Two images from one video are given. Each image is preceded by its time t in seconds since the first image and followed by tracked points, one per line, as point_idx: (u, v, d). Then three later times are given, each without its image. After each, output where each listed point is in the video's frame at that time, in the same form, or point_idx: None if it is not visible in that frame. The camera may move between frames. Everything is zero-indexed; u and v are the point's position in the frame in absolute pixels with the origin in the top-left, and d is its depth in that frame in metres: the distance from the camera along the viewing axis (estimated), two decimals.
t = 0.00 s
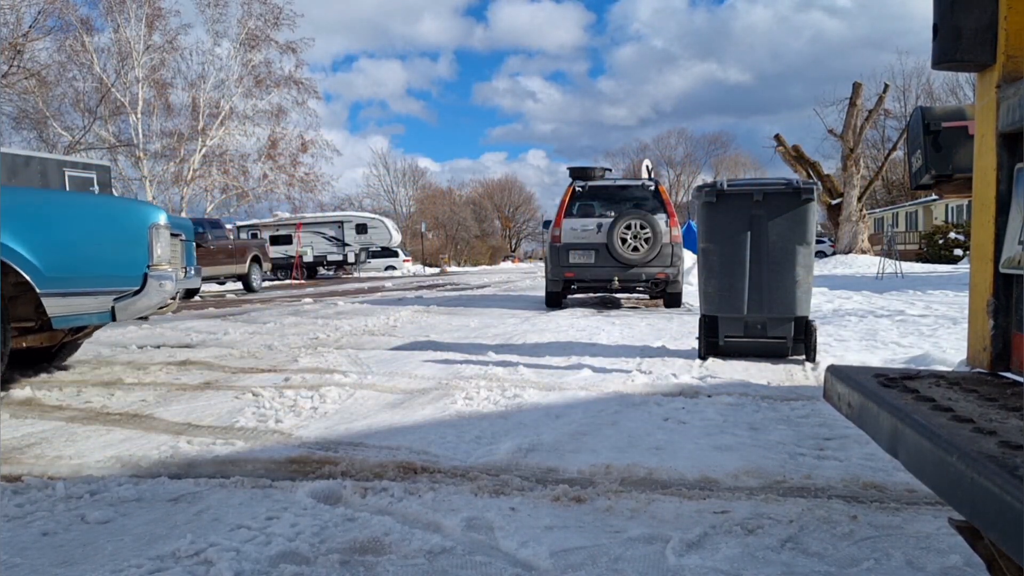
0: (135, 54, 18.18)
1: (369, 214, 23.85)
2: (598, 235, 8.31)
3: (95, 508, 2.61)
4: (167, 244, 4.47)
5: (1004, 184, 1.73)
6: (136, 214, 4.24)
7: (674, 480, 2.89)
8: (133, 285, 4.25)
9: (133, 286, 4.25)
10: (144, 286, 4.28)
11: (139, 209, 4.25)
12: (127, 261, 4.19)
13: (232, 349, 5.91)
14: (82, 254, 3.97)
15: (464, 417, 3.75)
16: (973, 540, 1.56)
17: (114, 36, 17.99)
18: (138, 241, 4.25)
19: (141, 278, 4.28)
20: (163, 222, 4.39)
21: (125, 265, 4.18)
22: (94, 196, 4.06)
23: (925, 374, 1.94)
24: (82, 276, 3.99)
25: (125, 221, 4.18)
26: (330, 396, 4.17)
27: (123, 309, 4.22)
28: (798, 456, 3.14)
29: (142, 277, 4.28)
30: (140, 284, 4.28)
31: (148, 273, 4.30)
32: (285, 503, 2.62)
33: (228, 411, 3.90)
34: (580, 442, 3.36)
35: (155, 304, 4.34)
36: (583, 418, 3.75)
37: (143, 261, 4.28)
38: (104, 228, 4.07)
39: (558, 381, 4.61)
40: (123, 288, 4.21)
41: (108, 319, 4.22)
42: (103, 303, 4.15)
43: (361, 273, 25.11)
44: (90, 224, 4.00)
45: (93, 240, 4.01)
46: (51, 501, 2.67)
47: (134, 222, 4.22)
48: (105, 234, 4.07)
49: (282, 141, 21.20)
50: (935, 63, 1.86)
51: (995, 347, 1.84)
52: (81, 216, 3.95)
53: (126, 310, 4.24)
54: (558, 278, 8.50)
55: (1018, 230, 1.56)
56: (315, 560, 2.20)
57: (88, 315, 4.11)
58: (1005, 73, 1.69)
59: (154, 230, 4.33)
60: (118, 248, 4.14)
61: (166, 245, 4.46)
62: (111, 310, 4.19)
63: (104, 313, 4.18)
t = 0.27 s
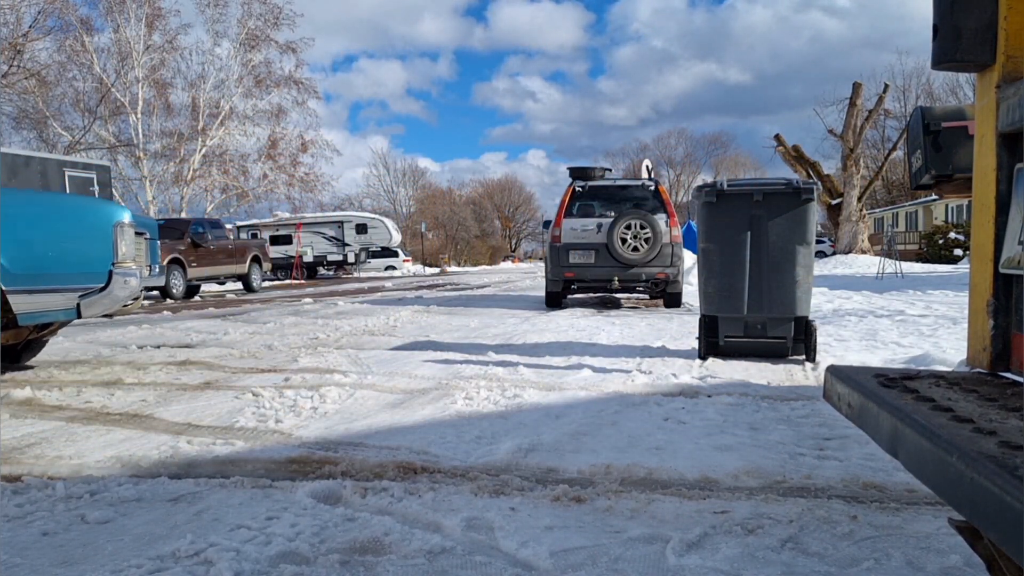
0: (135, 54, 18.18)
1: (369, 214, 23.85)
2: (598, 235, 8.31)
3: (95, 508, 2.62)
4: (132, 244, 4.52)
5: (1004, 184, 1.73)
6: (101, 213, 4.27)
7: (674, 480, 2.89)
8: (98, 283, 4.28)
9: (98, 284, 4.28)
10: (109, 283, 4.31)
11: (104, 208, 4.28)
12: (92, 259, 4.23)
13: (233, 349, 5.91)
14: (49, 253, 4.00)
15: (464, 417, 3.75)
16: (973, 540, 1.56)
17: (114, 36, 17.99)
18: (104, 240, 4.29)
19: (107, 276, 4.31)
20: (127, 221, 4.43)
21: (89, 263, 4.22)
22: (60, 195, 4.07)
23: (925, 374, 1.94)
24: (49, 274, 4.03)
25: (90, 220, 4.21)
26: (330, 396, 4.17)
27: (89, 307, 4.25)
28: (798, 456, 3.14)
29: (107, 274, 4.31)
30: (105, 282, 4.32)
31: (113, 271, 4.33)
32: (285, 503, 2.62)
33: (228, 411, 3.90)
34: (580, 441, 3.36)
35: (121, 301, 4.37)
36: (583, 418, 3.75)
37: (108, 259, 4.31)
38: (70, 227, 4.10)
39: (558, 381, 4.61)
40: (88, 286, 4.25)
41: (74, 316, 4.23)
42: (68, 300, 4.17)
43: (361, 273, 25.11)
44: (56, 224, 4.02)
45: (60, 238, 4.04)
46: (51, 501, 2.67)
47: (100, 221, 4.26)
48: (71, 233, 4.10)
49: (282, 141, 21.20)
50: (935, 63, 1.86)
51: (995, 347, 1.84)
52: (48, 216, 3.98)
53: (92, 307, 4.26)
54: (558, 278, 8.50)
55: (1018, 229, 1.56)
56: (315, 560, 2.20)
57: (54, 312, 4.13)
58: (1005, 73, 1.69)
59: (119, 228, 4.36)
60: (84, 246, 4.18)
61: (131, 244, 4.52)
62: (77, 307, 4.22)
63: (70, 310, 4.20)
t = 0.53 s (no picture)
0: (135, 54, 18.18)
1: (369, 214, 23.85)
2: (598, 235, 8.31)
3: (95, 508, 2.62)
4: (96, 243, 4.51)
5: (1004, 184, 1.73)
6: (60, 213, 4.25)
7: (674, 480, 2.89)
8: (59, 283, 4.27)
9: (59, 284, 4.27)
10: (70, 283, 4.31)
11: (65, 208, 4.27)
12: (53, 259, 4.21)
13: (233, 349, 5.91)
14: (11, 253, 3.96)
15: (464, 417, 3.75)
16: (973, 540, 1.56)
17: (114, 37, 17.99)
18: (64, 240, 4.27)
19: (69, 276, 4.31)
20: (89, 221, 4.40)
21: (50, 263, 4.20)
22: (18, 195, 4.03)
23: (925, 374, 1.94)
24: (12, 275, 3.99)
25: (50, 220, 4.19)
26: (330, 396, 4.17)
27: (53, 307, 4.23)
28: (799, 456, 3.14)
29: (69, 274, 4.31)
30: (68, 282, 4.31)
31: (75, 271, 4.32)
32: (285, 503, 2.62)
33: (228, 411, 3.90)
34: (580, 441, 3.36)
35: (84, 301, 4.37)
36: (583, 418, 3.75)
37: (69, 260, 4.30)
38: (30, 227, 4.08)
39: (558, 381, 4.61)
40: (49, 286, 4.23)
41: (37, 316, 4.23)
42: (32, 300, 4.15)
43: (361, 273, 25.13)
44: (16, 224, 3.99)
45: (20, 239, 4.01)
46: (51, 501, 2.67)
47: (60, 221, 4.25)
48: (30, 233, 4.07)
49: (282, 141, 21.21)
50: (935, 63, 1.86)
51: (995, 347, 1.84)
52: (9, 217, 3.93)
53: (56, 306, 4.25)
54: (558, 278, 8.50)
55: (1018, 229, 1.56)
56: (315, 560, 2.20)
57: (17, 312, 4.12)
58: (1005, 73, 1.69)
59: (81, 229, 4.35)
60: (44, 247, 4.16)
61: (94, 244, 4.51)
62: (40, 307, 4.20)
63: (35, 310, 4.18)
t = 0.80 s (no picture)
0: (135, 54, 18.19)
1: (369, 214, 23.84)
2: (598, 235, 8.31)
3: (95, 508, 2.62)
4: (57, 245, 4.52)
5: (1004, 184, 1.73)
6: (20, 213, 4.30)
7: (674, 480, 2.89)
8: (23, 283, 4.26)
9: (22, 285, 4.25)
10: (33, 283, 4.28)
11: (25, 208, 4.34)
12: (16, 257, 4.22)
13: (233, 349, 5.91)
14: None
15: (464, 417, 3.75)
16: (973, 540, 1.56)
17: (114, 36, 18.00)
18: (26, 240, 4.30)
19: (32, 275, 4.30)
20: (52, 222, 4.47)
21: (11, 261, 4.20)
22: None
23: (925, 374, 1.94)
24: None
25: (10, 219, 4.24)
26: (330, 396, 4.17)
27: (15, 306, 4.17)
28: (798, 456, 3.14)
29: (33, 273, 4.31)
30: (31, 282, 4.30)
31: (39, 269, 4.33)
32: (285, 503, 2.62)
33: (229, 411, 3.90)
34: (579, 442, 3.36)
35: (47, 300, 4.33)
36: (583, 418, 3.75)
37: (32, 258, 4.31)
38: None
39: (558, 381, 4.61)
40: (13, 286, 4.20)
41: None
42: None
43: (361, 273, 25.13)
44: None
45: None
46: (51, 501, 2.67)
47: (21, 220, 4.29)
48: None
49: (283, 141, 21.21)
50: (935, 62, 1.86)
51: (995, 347, 1.84)
52: None
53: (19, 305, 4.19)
54: (558, 278, 8.50)
55: (1017, 229, 1.56)
56: (315, 560, 2.20)
57: None
58: (1005, 73, 1.69)
59: (43, 229, 4.40)
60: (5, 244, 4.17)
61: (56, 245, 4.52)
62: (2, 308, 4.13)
63: None
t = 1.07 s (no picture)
0: (135, 54, 18.20)
1: (370, 214, 23.84)
2: (598, 235, 8.31)
3: (95, 508, 2.62)
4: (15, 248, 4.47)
5: (1004, 183, 1.72)
6: None
7: (674, 480, 2.89)
8: None
9: None
10: None
11: None
12: None
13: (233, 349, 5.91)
14: None
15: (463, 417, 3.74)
16: (973, 540, 1.56)
17: (114, 36, 18.01)
18: None
19: None
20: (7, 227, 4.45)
21: None
22: None
23: (925, 374, 1.93)
24: None
25: None
26: (330, 396, 4.17)
27: None
28: (798, 456, 3.14)
29: None
30: None
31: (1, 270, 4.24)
32: (285, 503, 2.62)
33: (229, 412, 3.90)
34: (579, 442, 3.35)
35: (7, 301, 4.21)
36: (583, 418, 3.75)
37: None
38: None
39: (558, 381, 4.61)
40: None
41: None
42: None
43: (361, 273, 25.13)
44: None
45: None
46: (50, 501, 2.67)
47: None
48: None
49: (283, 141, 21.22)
50: (935, 62, 1.86)
51: (995, 347, 1.84)
52: None
53: None
54: (558, 278, 8.50)
55: (1017, 229, 1.56)
56: (315, 560, 2.20)
57: None
58: (1005, 73, 1.69)
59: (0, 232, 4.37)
60: None
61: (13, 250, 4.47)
62: None
63: None
